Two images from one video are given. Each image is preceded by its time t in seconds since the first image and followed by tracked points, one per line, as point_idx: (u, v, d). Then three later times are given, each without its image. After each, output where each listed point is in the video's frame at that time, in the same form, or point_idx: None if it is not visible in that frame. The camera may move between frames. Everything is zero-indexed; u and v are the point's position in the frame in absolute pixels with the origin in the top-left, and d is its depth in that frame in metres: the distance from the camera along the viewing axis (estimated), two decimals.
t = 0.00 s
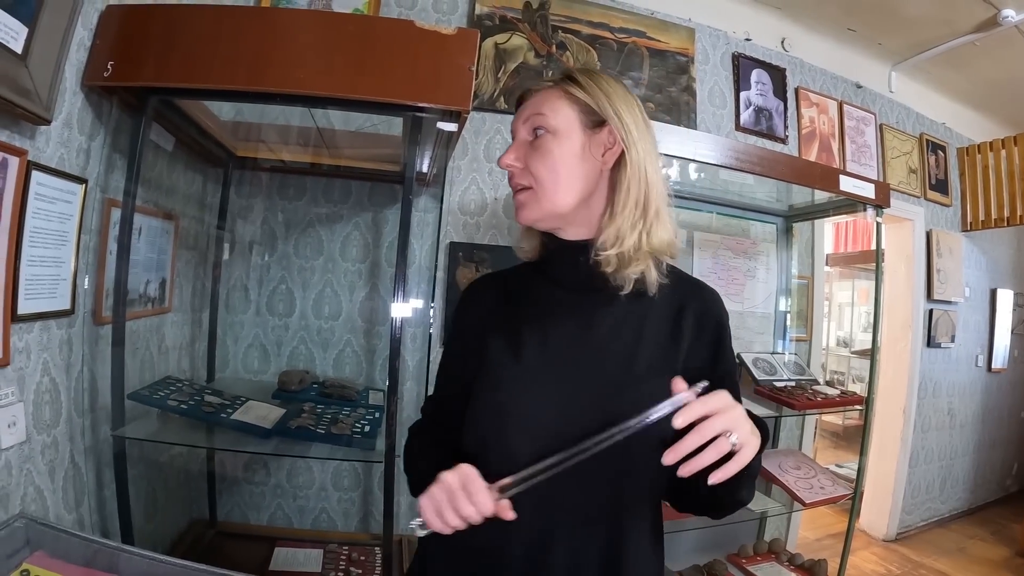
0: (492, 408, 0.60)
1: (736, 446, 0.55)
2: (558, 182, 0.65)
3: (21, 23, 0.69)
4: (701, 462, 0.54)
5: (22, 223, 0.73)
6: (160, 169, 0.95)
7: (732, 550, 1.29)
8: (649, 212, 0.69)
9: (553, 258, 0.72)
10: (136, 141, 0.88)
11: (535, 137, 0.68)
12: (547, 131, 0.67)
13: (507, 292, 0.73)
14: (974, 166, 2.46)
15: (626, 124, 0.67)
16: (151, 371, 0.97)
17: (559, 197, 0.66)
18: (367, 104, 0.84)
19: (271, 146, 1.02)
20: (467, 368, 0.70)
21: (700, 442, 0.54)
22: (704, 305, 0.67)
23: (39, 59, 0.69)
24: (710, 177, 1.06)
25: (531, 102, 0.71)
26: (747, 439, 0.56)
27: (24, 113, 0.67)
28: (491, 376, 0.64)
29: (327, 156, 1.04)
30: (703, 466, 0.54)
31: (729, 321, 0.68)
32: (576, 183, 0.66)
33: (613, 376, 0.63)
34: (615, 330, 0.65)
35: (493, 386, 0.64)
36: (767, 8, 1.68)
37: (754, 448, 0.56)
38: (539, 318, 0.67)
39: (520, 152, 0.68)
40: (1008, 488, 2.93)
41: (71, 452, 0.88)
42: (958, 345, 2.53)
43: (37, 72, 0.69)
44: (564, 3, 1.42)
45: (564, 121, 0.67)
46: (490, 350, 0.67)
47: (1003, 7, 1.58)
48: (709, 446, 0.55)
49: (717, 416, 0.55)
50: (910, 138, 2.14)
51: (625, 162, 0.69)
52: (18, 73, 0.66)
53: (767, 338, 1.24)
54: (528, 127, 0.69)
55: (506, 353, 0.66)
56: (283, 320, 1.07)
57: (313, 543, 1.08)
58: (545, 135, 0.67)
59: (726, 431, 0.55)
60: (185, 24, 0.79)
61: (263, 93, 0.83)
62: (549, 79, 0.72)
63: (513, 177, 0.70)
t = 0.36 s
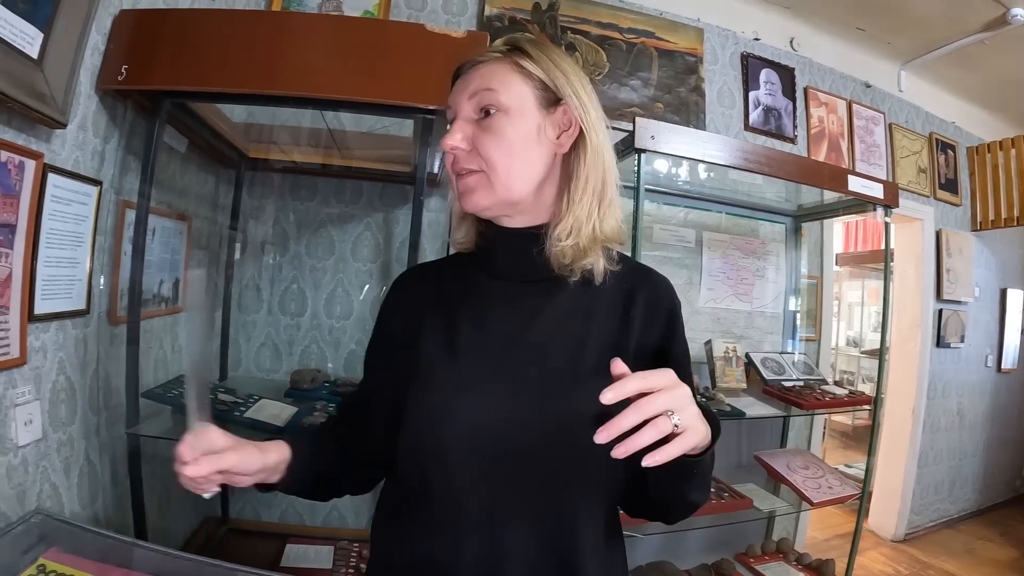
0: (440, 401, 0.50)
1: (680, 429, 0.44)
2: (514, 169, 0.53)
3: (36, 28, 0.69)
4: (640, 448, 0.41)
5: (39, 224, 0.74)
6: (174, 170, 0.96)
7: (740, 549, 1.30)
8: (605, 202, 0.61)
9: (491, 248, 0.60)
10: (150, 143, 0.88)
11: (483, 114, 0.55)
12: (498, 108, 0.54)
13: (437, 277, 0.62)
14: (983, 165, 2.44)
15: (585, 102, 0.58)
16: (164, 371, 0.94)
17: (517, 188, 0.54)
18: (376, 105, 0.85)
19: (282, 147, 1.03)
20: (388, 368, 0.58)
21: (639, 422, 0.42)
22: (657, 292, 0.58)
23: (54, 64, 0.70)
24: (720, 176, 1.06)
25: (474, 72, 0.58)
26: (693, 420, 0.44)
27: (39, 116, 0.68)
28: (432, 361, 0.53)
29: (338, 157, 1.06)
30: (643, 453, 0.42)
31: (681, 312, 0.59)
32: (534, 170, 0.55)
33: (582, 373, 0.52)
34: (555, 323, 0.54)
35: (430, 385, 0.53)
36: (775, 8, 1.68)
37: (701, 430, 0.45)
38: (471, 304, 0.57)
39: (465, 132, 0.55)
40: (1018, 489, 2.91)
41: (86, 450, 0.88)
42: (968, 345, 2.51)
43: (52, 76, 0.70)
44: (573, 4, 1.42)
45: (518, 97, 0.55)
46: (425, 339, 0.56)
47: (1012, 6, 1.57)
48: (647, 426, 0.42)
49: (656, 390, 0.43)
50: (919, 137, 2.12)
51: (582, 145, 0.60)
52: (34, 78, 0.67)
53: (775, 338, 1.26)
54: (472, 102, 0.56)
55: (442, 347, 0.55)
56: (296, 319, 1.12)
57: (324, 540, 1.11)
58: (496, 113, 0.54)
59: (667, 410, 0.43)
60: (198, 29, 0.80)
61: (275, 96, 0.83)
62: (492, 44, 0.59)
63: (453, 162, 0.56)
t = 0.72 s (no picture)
0: (437, 403, 0.49)
1: (651, 426, 0.47)
2: (466, 167, 0.51)
3: (48, 33, 0.69)
4: (616, 448, 0.44)
5: (51, 226, 0.73)
6: (182, 172, 0.97)
7: (743, 548, 1.31)
8: (554, 192, 0.62)
9: (441, 245, 0.58)
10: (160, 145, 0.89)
11: (428, 106, 0.52)
12: (446, 101, 0.51)
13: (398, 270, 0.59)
14: (989, 165, 2.43)
15: (533, 91, 0.57)
16: (174, 370, 0.99)
17: (469, 186, 0.52)
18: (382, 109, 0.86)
19: (289, 148, 1.05)
20: (324, 368, 0.55)
21: (615, 424, 0.44)
22: (611, 283, 0.60)
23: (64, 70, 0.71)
24: (723, 177, 1.06)
25: (415, 59, 0.54)
26: (663, 417, 0.48)
27: (50, 120, 0.69)
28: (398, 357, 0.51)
29: (344, 157, 1.08)
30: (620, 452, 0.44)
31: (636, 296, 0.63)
32: (486, 167, 0.53)
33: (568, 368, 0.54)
34: (514, 319, 0.55)
35: (395, 386, 0.50)
36: (780, 8, 1.68)
37: (670, 425, 0.48)
38: (422, 301, 0.55)
39: (409, 127, 0.51)
40: None
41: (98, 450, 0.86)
42: (973, 345, 2.50)
43: (62, 80, 0.71)
44: (578, 5, 1.42)
45: (466, 88, 0.52)
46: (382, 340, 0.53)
47: (1017, 6, 1.57)
48: (620, 429, 0.45)
49: (625, 392, 0.46)
50: (924, 137, 2.12)
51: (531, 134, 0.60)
52: (46, 82, 0.68)
53: (779, 338, 1.27)
54: (416, 94, 0.52)
55: (394, 351, 0.52)
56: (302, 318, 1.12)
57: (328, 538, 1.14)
58: (444, 106, 0.51)
59: (639, 410, 0.46)
60: (205, 33, 0.81)
61: (281, 99, 0.84)
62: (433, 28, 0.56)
63: (397, 158, 0.53)
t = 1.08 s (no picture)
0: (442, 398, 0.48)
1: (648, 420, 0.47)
2: (429, 145, 0.48)
3: (46, 27, 0.69)
4: (614, 445, 0.43)
5: (50, 222, 0.73)
6: (182, 169, 0.96)
7: (748, 546, 1.31)
8: (520, 169, 0.60)
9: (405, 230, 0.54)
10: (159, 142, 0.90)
11: (384, 77, 0.48)
12: (404, 71, 0.47)
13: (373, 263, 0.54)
14: (992, 161, 2.42)
15: (496, 60, 0.54)
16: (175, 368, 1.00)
17: (433, 166, 0.48)
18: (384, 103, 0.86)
19: (290, 145, 1.05)
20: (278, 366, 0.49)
21: (613, 421, 0.44)
22: (588, 261, 0.61)
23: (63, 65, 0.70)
24: (727, 173, 1.06)
25: (366, 26, 0.49)
26: (659, 410, 0.47)
27: (49, 115, 0.68)
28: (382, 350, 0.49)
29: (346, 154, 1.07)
30: (619, 448, 0.44)
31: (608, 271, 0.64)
32: (449, 144, 0.50)
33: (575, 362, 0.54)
34: (493, 303, 0.53)
35: (376, 386, 0.46)
36: (783, 4, 1.67)
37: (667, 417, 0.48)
38: (393, 287, 0.52)
39: (364, 102, 0.47)
40: None
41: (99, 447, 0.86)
42: (978, 342, 2.49)
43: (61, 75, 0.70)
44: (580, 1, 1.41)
45: (425, 57, 0.48)
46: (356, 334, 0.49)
47: None
48: (617, 429, 0.44)
49: (620, 388, 0.45)
50: (928, 133, 2.11)
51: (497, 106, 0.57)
52: (45, 77, 0.67)
53: (783, 334, 1.26)
54: (370, 65, 0.48)
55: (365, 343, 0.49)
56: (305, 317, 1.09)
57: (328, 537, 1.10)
58: (402, 78, 0.47)
59: (634, 405, 0.45)
60: (204, 28, 0.80)
61: (281, 93, 0.84)
62: None
63: (350, 137, 0.48)
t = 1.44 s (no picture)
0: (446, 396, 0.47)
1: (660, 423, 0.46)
2: (429, 135, 0.47)
3: (45, 26, 0.68)
4: (625, 448, 0.43)
5: (50, 222, 0.72)
6: (183, 168, 0.96)
7: (753, 545, 1.30)
8: (523, 162, 0.60)
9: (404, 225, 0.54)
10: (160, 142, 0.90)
11: (383, 64, 0.47)
12: (404, 59, 0.47)
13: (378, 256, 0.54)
14: (995, 157, 2.41)
15: (499, 47, 0.54)
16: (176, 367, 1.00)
17: (433, 158, 0.48)
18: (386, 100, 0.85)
19: (291, 144, 1.05)
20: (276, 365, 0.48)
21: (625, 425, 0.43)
22: (593, 255, 0.61)
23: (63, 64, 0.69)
24: (730, 170, 1.05)
25: (364, 12, 0.49)
26: (669, 413, 0.47)
27: (48, 114, 0.68)
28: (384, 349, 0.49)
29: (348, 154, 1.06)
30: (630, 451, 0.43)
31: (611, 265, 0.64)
32: (451, 133, 0.49)
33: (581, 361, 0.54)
34: (495, 301, 0.53)
35: (381, 386, 0.46)
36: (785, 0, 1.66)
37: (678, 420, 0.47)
38: (393, 285, 0.51)
39: (363, 91, 0.46)
40: None
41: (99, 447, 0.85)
42: (980, 339, 2.49)
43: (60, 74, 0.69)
44: None
45: (425, 43, 0.48)
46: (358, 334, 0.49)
47: None
48: (629, 432, 0.44)
49: (632, 391, 0.45)
50: (930, 129, 2.11)
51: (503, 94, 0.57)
52: (45, 76, 0.67)
53: (787, 332, 1.25)
54: (369, 51, 0.47)
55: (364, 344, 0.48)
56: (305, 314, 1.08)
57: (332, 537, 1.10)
58: (402, 66, 0.47)
59: (646, 409, 0.45)
60: (204, 26, 0.80)
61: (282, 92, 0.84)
62: None
63: (349, 127, 0.48)
